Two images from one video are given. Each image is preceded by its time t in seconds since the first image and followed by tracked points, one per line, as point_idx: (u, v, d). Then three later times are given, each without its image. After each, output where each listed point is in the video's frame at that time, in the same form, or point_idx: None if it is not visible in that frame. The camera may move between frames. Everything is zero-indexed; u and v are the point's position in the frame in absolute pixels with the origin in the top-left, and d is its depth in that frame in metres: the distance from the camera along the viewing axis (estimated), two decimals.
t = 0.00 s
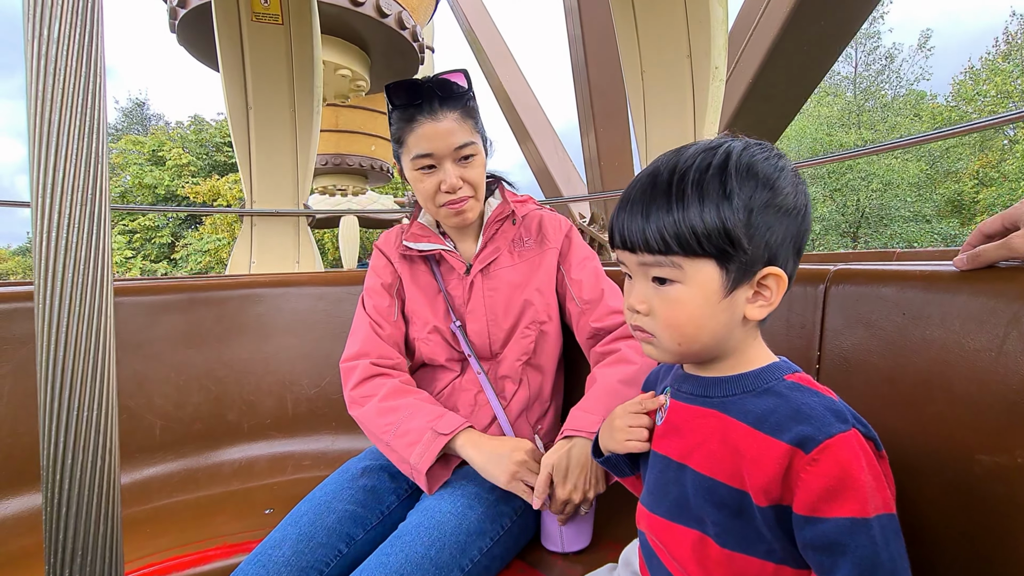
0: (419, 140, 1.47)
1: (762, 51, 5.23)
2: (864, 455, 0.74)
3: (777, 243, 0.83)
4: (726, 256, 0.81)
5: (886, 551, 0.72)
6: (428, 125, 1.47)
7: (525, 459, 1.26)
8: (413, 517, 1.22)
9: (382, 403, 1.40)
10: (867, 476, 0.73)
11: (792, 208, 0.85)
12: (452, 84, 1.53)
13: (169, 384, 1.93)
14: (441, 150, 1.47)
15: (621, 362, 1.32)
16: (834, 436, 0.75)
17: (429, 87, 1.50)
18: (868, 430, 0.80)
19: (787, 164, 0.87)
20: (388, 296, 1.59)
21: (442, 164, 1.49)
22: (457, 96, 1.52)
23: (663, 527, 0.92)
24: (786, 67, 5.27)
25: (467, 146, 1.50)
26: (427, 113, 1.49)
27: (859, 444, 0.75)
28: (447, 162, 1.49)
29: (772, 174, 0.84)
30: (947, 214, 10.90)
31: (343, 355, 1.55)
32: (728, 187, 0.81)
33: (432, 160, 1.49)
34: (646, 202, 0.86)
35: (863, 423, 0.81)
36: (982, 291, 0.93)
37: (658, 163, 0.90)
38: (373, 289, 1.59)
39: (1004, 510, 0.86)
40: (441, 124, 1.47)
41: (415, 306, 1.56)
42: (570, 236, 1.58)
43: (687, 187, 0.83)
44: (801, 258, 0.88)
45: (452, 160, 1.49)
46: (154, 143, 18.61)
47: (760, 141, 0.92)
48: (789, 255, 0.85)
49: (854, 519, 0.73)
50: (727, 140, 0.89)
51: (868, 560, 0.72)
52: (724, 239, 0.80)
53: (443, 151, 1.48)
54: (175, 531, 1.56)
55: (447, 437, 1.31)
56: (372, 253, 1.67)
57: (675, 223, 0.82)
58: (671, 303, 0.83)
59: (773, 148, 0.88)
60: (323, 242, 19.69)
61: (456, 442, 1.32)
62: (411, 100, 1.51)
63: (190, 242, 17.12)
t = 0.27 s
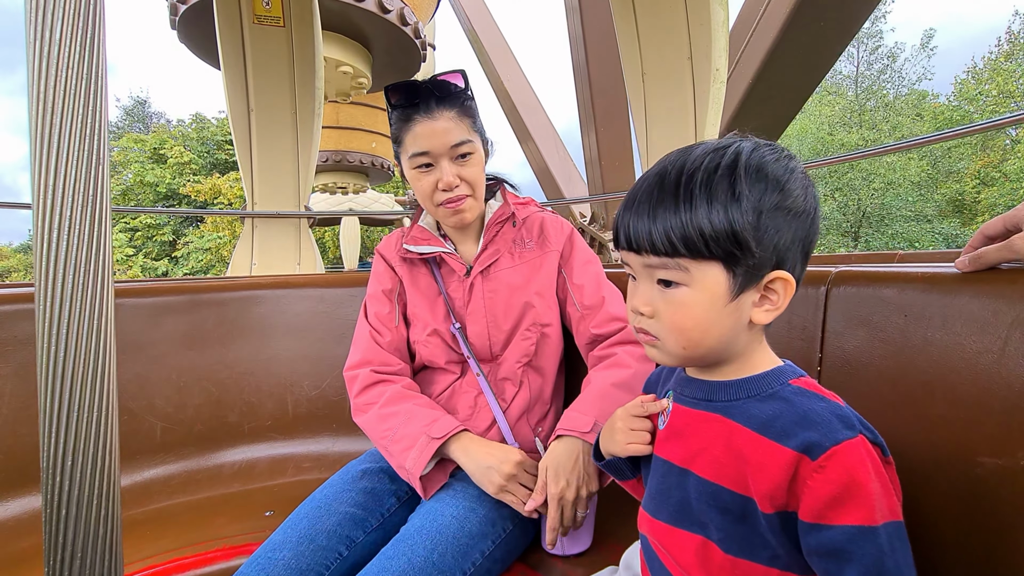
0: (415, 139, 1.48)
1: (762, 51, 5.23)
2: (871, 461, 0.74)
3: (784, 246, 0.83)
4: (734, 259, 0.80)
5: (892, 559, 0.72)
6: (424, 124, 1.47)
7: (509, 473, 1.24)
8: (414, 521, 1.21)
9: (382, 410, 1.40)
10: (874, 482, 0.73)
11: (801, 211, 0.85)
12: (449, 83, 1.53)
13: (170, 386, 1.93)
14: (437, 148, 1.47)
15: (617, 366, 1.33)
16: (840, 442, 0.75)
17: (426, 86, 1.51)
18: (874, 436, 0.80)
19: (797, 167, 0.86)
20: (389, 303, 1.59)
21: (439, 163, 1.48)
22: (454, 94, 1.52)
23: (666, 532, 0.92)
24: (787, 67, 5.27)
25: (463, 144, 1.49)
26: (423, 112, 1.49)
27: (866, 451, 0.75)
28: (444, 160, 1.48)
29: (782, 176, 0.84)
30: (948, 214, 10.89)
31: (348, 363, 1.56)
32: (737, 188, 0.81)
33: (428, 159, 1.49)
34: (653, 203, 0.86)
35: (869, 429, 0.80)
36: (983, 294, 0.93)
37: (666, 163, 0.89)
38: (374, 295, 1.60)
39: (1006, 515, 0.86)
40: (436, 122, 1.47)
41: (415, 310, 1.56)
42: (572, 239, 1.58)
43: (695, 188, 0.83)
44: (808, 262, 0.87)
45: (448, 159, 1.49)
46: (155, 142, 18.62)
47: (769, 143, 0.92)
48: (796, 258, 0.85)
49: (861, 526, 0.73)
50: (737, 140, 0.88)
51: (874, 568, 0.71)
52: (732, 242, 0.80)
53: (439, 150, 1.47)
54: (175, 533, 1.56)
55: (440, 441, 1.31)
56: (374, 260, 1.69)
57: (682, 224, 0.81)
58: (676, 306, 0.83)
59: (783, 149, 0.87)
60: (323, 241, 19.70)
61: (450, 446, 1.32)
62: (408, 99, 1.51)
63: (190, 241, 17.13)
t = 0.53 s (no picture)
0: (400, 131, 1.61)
1: (764, 49, 5.23)
2: (879, 457, 0.74)
3: (796, 242, 0.83)
4: (745, 253, 0.80)
5: (900, 555, 0.71)
6: (407, 116, 1.60)
7: (453, 436, 1.23)
8: (416, 519, 1.21)
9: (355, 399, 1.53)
10: (883, 478, 0.73)
11: (813, 206, 0.85)
12: (438, 75, 1.62)
13: (171, 381, 1.93)
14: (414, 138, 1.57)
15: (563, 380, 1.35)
16: (848, 438, 0.75)
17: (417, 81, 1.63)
18: (881, 432, 0.80)
19: (810, 162, 0.86)
20: (383, 301, 1.70)
21: (416, 151, 1.59)
22: (441, 86, 1.61)
23: (670, 529, 0.92)
24: (789, 65, 5.27)
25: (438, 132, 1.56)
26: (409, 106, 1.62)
27: (874, 446, 0.74)
28: (419, 148, 1.58)
29: (796, 171, 0.83)
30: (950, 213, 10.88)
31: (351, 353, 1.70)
32: (751, 181, 0.80)
33: (409, 149, 1.61)
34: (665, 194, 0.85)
35: (877, 425, 0.80)
36: (984, 287, 0.93)
37: (678, 154, 0.89)
38: (374, 293, 1.72)
39: (1008, 508, 0.86)
40: (416, 114, 1.58)
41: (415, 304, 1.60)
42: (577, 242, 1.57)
43: (709, 180, 0.82)
44: (816, 259, 0.88)
45: (424, 146, 1.58)
46: (154, 139, 18.59)
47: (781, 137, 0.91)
48: (806, 254, 0.85)
49: (868, 523, 0.72)
50: (751, 133, 0.87)
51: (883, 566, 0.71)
52: (745, 236, 0.79)
53: (415, 139, 1.58)
54: (175, 528, 1.56)
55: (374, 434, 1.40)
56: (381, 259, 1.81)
57: (696, 216, 0.81)
58: (683, 301, 0.83)
59: (796, 143, 0.87)
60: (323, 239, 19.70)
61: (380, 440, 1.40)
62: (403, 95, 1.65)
63: (190, 238, 17.14)
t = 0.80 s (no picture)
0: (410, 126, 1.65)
1: (768, 51, 5.21)
2: (889, 462, 0.73)
3: (810, 248, 0.82)
4: (759, 259, 0.80)
5: (908, 561, 0.71)
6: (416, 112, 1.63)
7: (417, 483, 1.24)
8: (416, 522, 1.20)
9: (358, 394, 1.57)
10: (893, 483, 0.72)
11: (827, 212, 0.84)
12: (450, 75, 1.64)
13: (173, 381, 1.93)
14: (419, 133, 1.60)
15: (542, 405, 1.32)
16: (858, 443, 0.74)
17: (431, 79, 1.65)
18: (891, 438, 0.79)
19: (824, 167, 0.86)
20: (389, 299, 1.71)
21: (421, 146, 1.62)
22: (452, 85, 1.63)
23: (674, 534, 0.91)
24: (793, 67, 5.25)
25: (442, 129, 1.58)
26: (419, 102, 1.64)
27: (885, 451, 0.74)
28: (424, 144, 1.60)
29: (811, 176, 0.83)
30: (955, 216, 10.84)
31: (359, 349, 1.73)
32: (766, 186, 0.80)
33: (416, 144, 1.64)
34: (679, 197, 0.84)
35: (887, 430, 0.80)
36: (989, 292, 0.92)
37: (692, 156, 0.88)
38: (380, 290, 1.74)
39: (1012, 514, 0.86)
40: (423, 110, 1.61)
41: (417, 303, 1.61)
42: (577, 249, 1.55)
43: (724, 184, 0.81)
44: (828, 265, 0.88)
45: (428, 143, 1.60)
46: (158, 139, 18.64)
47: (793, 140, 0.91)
48: (819, 260, 0.85)
49: (876, 528, 0.72)
50: (765, 136, 0.87)
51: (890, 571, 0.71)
52: (760, 241, 0.79)
53: (420, 135, 1.61)
54: (177, 528, 1.56)
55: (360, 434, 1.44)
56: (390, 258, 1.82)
57: (710, 220, 0.80)
58: (693, 307, 0.82)
59: (810, 148, 0.87)
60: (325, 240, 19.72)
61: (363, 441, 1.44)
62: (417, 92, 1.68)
63: (193, 237, 17.18)
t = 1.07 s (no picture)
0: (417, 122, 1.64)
1: (774, 55, 5.21)
2: (896, 465, 0.73)
3: (818, 250, 0.82)
4: (770, 261, 0.79)
5: (913, 564, 0.70)
6: (423, 108, 1.63)
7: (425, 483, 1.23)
8: (423, 526, 1.19)
9: (360, 396, 1.56)
10: (900, 485, 0.72)
11: (835, 214, 0.84)
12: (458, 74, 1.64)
13: (175, 380, 1.93)
14: (427, 129, 1.60)
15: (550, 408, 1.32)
16: (865, 445, 0.74)
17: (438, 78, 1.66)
18: (898, 441, 0.79)
19: (832, 168, 0.86)
20: (391, 299, 1.71)
21: (428, 142, 1.61)
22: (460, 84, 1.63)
23: (678, 537, 0.91)
24: (798, 71, 5.25)
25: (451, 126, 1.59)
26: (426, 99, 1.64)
27: (891, 453, 0.74)
28: (431, 140, 1.60)
29: (820, 178, 0.83)
30: (958, 219, 10.82)
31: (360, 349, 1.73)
32: (777, 188, 0.80)
33: (423, 140, 1.63)
34: (689, 199, 0.83)
35: (894, 434, 0.79)
36: (994, 296, 0.92)
37: (700, 157, 0.87)
38: (383, 290, 1.73)
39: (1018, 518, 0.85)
40: (432, 107, 1.61)
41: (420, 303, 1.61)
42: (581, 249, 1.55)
43: (735, 186, 0.81)
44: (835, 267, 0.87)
45: (437, 138, 1.60)
46: (160, 138, 18.65)
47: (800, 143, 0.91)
48: (827, 262, 0.84)
49: (882, 530, 0.71)
50: (773, 138, 0.86)
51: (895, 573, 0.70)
52: (771, 243, 0.78)
53: (428, 130, 1.60)
54: (179, 528, 1.56)
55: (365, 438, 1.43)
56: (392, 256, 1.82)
57: (721, 222, 0.80)
58: (703, 310, 0.82)
59: (819, 150, 0.86)
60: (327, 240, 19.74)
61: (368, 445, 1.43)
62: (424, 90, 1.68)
63: (195, 237, 17.19)
